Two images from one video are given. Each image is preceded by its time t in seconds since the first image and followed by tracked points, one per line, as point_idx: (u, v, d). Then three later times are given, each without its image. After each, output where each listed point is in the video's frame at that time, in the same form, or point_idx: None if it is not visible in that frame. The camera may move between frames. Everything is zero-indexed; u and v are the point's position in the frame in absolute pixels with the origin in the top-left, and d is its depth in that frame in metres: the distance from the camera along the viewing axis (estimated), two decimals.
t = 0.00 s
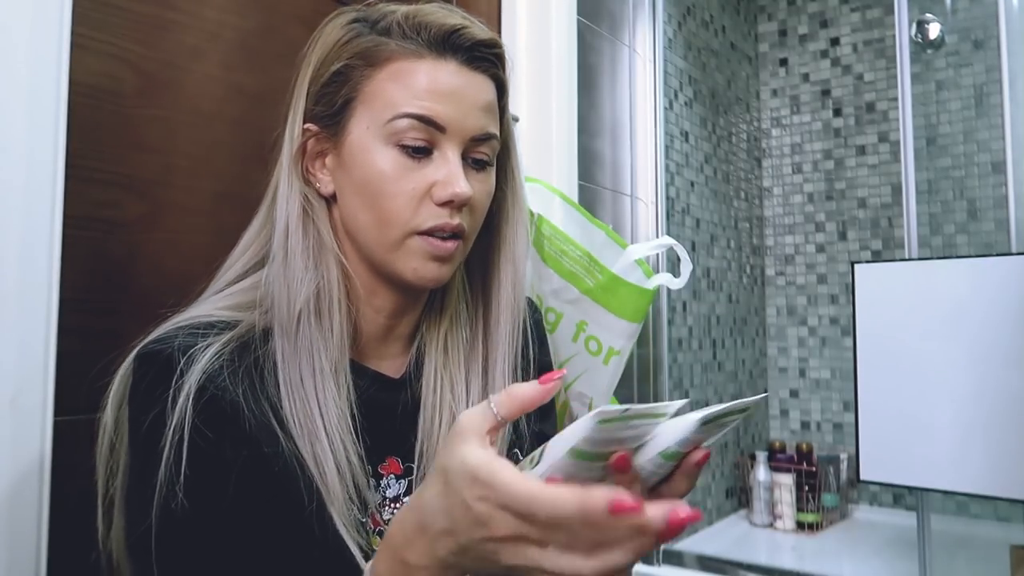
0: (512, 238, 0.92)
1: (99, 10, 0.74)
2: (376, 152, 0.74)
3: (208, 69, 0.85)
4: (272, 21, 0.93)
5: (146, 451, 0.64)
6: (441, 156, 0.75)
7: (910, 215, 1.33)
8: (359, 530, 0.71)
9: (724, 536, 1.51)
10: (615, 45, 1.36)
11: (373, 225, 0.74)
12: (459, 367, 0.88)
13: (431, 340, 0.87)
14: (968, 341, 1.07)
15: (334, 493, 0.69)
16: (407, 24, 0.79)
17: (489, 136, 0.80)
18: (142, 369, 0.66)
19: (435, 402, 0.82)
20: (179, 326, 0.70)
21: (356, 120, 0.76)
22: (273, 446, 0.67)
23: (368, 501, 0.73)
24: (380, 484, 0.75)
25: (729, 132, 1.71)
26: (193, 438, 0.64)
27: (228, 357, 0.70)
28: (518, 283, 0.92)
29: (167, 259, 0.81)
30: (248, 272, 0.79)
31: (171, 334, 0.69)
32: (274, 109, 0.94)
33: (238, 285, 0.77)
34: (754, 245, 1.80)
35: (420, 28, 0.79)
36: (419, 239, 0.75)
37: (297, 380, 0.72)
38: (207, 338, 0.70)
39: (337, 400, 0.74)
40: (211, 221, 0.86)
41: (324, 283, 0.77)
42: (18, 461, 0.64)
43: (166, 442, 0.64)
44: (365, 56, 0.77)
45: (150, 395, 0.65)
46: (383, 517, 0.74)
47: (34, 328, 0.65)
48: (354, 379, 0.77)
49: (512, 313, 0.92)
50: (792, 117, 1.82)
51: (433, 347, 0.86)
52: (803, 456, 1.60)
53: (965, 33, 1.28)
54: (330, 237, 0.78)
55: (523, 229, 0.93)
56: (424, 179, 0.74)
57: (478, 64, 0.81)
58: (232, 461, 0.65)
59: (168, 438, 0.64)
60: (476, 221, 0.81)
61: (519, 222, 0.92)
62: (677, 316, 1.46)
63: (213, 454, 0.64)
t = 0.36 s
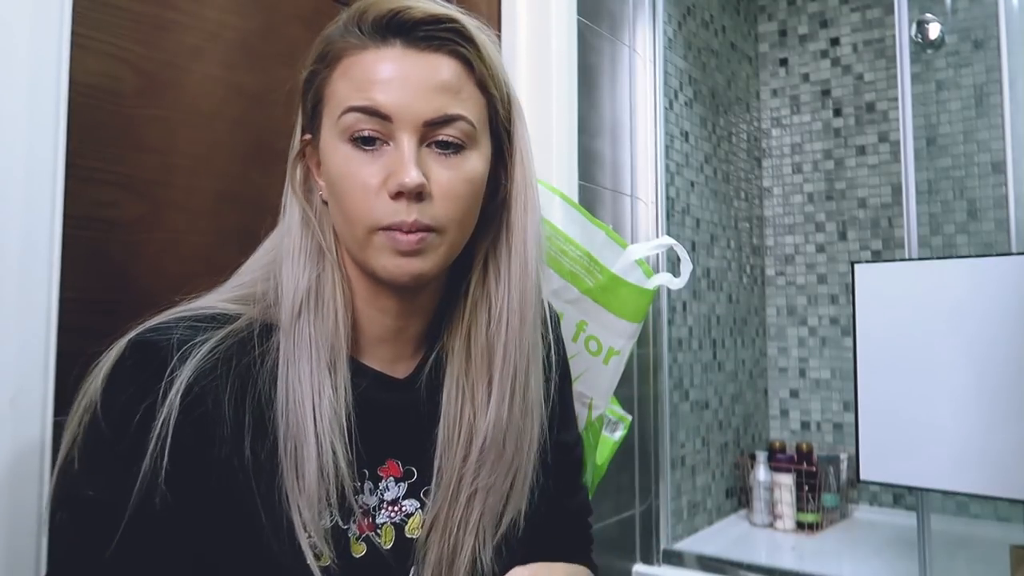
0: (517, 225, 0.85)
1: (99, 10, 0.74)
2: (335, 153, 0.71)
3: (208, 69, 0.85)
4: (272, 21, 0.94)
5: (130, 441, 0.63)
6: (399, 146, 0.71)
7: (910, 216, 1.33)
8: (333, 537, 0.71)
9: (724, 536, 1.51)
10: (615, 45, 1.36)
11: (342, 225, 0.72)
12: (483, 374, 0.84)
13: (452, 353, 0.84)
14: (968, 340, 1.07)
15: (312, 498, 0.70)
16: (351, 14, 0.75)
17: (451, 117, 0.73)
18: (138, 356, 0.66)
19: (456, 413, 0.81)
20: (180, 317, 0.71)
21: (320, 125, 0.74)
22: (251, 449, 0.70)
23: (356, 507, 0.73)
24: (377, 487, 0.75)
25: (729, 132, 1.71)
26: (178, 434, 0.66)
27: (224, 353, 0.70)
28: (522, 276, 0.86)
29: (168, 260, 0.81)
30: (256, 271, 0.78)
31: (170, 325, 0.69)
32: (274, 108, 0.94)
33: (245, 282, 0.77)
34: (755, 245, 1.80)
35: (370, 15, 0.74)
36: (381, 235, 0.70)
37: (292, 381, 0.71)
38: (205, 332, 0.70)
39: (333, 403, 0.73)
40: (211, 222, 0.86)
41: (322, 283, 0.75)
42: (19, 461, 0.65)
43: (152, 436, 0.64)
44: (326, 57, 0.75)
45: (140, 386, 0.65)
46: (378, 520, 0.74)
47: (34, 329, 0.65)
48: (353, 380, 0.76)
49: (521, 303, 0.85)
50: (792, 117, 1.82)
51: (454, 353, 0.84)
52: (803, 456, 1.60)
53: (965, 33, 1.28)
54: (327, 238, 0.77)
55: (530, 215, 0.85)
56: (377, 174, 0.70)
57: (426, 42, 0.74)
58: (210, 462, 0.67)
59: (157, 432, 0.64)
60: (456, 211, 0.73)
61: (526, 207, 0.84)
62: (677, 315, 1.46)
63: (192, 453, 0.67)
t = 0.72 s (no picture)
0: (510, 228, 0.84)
1: (99, 10, 0.74)
2: (320, 157, 0.72)
3: (207, 69, 0.85)
4: (272, 21, 0.94)
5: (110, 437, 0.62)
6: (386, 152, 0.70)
7: (910, 215, 1.33)
8: (314, 544, 0.72)
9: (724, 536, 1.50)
10: (615, 45, 1.36)
11: (330, 231, 0.72)
12: (476, 379, 0.84)
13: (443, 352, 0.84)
14: (967, 340, 1.07)
15: (297, 500, 0.70)
16: (338, 13, 0.75)
17: (439, 120, 0.72)
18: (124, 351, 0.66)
19: (446, 418, 0.80)
20: (166, 314, 0.71)
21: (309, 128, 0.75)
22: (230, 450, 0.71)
23: (341, 512, 0.73)
24: (367, 492, 0.75)
25: (729, 132, 1.71)
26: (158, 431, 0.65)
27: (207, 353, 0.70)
28: (512, 278, 0.84)
29: (168, 261, 0.81)
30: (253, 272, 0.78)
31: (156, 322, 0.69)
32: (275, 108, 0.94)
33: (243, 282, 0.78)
34: (754, 245, 1.80)
35: (355, 14, 0.73)
36: (366, 242, 0.70)
37: (284, 387, 0.72)
38: (192, 330, 0.71)
39: (326, 411, 0.73)
40: (211, 222, 0.86)
41: (316, 285, 0.76)
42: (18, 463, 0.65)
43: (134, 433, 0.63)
44: (313, 57, 0.75)
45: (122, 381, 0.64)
46: (366, 526, 0.73)
47: (34, 330, 0.65)
48: (346, 384, 0.76)
49: (509, 310, 0.84)
50: (792, 117, 1.82)
51: (450, 357, 0.84)
52: (803, 457, 1.60)
53: (965, 33, 1.28)
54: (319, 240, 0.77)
55: (522, 217, 0.83)
56: (363, 180, 0.70)
57: (411, 42, 0.73)
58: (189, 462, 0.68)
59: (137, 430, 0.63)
60: (444, 217, 0.72)
61: (518, 209, 0.83)
62: (677, 315, 1.46)
63: (170, 451, 0.67)
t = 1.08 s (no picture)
0: (525, 239, 0.84)
1: (100, 10, 0.74)
2: (339, 165, 0.70)
3: (207, 69, 0.85)
4: (272, 22, 0.94)
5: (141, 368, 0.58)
6: (410, 166, 0.70)
7: (910, 216, 1.33)
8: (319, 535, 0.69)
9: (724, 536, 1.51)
10: (615, 45, 1.36)
11: (348, 243, 0.71)
12: (479, 386, 0.85)
13: (446, 358, 0.84)
14: (967, 340, 1.07)
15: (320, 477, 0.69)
16: (366, 17, 0.73)
17: (469, 136, 0.72)
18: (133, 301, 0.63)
19: (450, 425, 0.81)
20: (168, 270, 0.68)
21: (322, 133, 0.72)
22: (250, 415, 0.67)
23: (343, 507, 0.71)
24: (359, 490, 0.74)
25: (729, 132, 1.71)
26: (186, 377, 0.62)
27: (217, 313, 0.67)
28: (530, 293, 0.85)
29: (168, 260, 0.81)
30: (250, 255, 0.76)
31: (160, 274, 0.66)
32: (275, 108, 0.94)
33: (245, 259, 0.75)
34: (755, 245, 1.80)
35: (382, 20, 0.72)
36: (388, 257, 0.70)
37: (297, 376, 0.70)
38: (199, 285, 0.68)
39: (337, 410, 0.72)
40: (210, 222, 0.86)
41: (322, 291, 0.74)
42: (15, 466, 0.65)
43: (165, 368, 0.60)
44: (331, 57, 0.73)
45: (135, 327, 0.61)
46: (361, 522, 0.73)
47: (34, 331, 0.66)
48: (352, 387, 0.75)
49: (526, 326, 0.85)
50: (792, 117, 1.82)
51: (452, 364, 0.84)
52: (802, 456, 1.60)
53: (965, 33, 1.28)
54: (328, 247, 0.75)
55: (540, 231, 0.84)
56: (388, 194, 0.69)
57: (447, 55, 0.72)
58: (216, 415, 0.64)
59: (171, 367, 0.60)
60: (464, 231, 0.73)
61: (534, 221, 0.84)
62: (677, 316, 1.46)
63: (199, 402, 0.63)
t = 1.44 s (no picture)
0: (548, 274, 0.89)
1: (99, 10, 0.74)
2: (376, 206, 0.68)
3: (208, 69, 0.85)
4: (273, 22, 0.94)
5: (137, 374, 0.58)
6: (448, 220, 0.70)
7: (909, 215, 1.33)
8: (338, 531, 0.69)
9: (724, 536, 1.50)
10: (615, 45, 1.36)
11: (374, 277, 0.71)
12: (470, 384, 0.88)
13: (438, 358, 0.86)
14: (966, 341, 1.07)
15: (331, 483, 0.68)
16: (428, 67, 0.69)
17: (508, 196, 0.72)
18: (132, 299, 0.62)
19: (446, 425, 0.82)
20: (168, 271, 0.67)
21: (360, 163, 0.70)
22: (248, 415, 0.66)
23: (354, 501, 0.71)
24: (366, 488, 0.73)
25: (729, 132, 1.71)
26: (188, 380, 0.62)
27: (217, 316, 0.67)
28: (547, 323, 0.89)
29: (167, 260, 0.81)
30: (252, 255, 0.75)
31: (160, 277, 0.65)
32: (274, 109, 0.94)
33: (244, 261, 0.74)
34: (755, 245, 1.80)
35: (447, 80, 0.69)
36: (411, 293, 0.72)
37: (308, 387, 0.71)
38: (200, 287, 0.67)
39: (338, 415, 0.73)
40: (211, 222, 0.86)
41: (330, 301, 0.73)
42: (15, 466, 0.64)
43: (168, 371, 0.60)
44: (383, 96, 0.70)
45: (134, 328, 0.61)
46: (374, 518, 0.73)
47: (34, 330, 0.65)
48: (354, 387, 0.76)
49: (544, 352, 0.89)
50: (792, 117, 1.82)
51: (444, 365, 0.86)
52: (803, 456, 1.60)
53: (965, 33, 1.28)
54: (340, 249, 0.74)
55: (560, 265, 0.88)
56: (423, 243, 0.69)
57: (506, 125, 0.70)
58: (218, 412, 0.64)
59: (174, 368, 0.60)
60: (480, 265, 0.75)
61: (555, 255, 0.88)
62: (677, 315, 1.46)
63: (200, 403, 0.62)
